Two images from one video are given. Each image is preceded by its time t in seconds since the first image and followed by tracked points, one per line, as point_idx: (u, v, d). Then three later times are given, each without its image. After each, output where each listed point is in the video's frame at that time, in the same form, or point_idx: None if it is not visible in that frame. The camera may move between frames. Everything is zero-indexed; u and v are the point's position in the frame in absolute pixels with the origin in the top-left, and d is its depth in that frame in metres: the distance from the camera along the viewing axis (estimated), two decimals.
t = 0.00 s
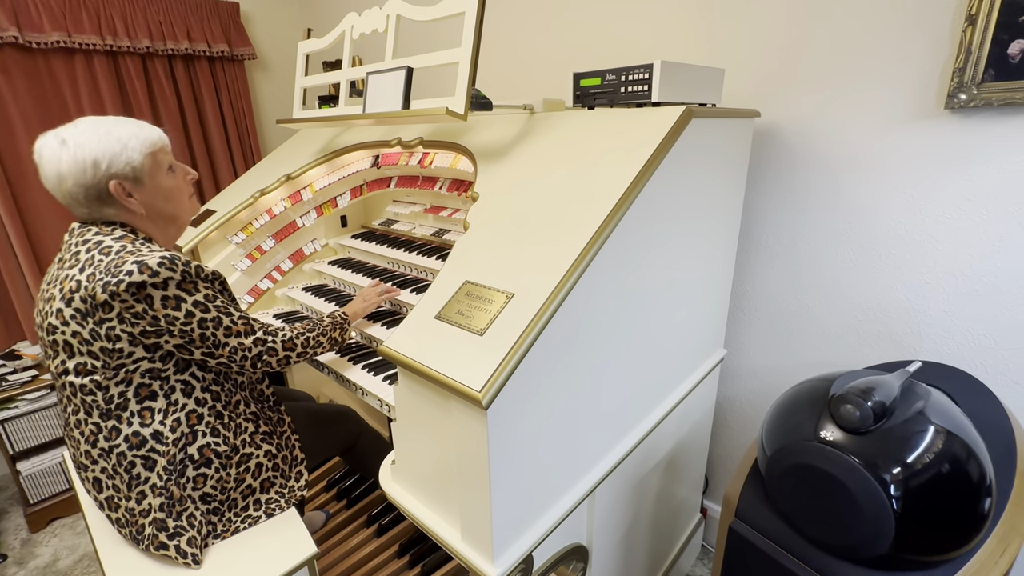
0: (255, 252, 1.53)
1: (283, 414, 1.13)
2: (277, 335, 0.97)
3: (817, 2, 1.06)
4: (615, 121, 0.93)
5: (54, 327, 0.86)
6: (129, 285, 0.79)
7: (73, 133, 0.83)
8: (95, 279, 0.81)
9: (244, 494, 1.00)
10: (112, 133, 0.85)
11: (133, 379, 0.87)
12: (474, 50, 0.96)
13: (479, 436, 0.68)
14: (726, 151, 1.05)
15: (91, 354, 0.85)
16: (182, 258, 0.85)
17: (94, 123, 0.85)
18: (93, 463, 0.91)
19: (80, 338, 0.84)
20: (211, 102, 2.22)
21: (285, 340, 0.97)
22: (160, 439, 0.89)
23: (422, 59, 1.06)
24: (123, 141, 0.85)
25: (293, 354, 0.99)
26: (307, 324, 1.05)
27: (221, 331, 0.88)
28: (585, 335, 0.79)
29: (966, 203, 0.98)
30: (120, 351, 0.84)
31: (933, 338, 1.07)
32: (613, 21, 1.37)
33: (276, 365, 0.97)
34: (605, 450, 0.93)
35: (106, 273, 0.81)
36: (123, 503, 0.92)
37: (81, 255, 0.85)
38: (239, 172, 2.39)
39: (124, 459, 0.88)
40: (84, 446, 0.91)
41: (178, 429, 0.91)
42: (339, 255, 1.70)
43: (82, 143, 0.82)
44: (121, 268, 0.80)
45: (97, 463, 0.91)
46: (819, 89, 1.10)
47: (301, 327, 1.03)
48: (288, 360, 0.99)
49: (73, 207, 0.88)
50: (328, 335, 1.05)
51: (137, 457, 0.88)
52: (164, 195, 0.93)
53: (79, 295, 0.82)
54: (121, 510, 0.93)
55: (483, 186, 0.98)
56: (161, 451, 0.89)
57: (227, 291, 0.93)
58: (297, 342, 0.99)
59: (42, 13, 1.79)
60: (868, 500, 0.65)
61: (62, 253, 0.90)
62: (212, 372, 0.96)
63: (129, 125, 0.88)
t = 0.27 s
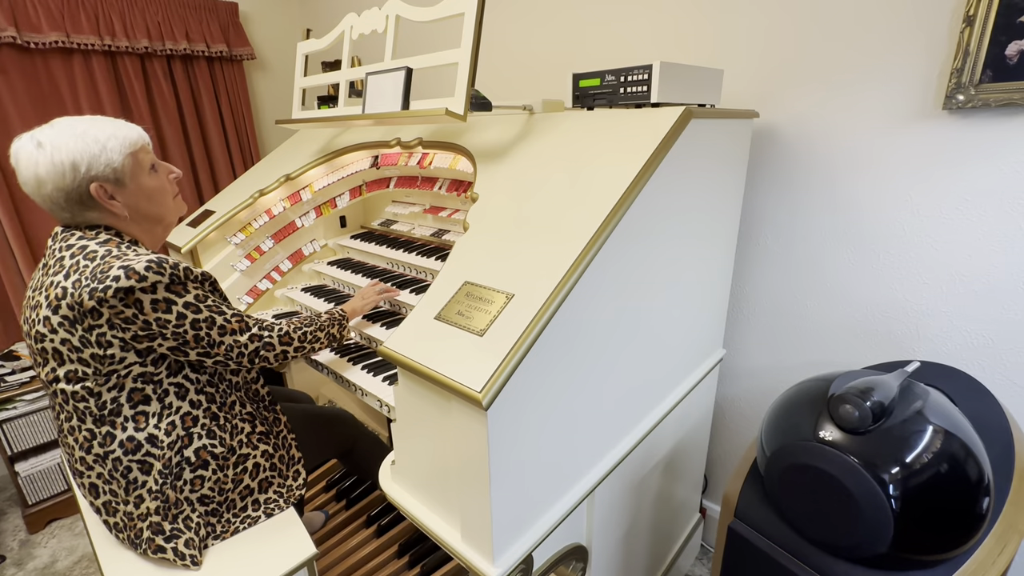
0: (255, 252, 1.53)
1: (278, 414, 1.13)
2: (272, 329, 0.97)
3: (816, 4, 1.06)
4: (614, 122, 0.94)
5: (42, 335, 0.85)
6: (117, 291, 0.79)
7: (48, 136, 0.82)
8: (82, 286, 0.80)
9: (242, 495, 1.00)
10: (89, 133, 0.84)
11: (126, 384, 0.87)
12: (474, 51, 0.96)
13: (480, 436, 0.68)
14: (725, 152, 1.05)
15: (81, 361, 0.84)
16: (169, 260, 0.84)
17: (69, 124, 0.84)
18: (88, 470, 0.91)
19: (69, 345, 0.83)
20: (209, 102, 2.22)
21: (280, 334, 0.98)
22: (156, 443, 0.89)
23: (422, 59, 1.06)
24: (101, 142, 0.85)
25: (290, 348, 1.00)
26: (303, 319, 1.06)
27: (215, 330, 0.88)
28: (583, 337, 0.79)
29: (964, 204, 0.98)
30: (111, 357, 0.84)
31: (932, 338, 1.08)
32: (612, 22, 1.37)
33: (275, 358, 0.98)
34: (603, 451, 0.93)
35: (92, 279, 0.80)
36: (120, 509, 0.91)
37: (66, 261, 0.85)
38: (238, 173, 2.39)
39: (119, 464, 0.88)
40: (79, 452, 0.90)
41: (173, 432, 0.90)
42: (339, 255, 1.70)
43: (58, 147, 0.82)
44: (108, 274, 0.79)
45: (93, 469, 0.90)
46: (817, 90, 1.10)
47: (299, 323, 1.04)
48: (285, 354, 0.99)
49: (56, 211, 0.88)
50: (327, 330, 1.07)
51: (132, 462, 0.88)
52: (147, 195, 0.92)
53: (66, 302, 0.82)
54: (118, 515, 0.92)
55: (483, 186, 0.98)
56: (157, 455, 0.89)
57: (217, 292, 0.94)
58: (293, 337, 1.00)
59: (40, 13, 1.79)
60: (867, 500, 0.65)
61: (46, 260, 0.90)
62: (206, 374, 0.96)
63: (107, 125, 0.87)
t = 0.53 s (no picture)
0: (255, 253, 1.53)
1: (278, 414, 1.13)
2: (274, 326, 0.97)
3: (816, 6, 1.06)
4: (615, 124, 0.94)
5: (40, 339, 0.85)
6: (115, 294, 0.79)
7: (40, 138, 0.82)
8: (80, 290, 0.80)
9: (244, 496, 1.00)
10: (80, 135, 0.84)
11: (126, 386, 0.87)
12: (475, 53, 0.96)
13: (482, 439, 0.68)
14: (726, 154, 1.06)
15: (81, 365, 0.84)
16: (167, 262, 0.84)
17: (60, 126, 0.84)
18: (88, 474, 0.91)
19: (68, 349, 0.83)
20: (209, 103, 2.22)
21: (282, 330, 0.98)
22: (156, 445, 0.89)
23: (423, 61, 1.06)
24: (93, 145, 0.84)
25: (292, 344, 0.99)
26: (305, 315, 1.05)
27: (215, 329, 0.88)
28: (585, 338, 0.79)
29: (963, 205, 0.98)
30: (111, 360, 0.84)
31: (932, 339, 1.08)
32: (613, 23, 1.37)
33: (276, 355, 0.97)
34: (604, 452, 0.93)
35: (90, 283, 0.80)
36: (122, 512, 0.92)
37: (63, 265, 0.84)
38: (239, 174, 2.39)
39: (120, 467, 0.88)
40: (79, 456, 0.90)
41: (174, 434, 0.91)
42: (339, 256, 1.71)
43: (49, 149, 0.81)
44: (106, 277, 0.79)
45: (93, 473, 0.90)
46: (817, 92, 1.10)
47: (300, 319, 1.04)
48: (288, 350, 0.99)
49: (49, 214, 0.88)
50: (328, 326, 1.06)
51: (133, 465, 0.88)
52: (141, 198, 0.92)
53: (64, 307, 0.82)
54: (119, 518, 0.93)
55: (484, 188, 0.98)
56: (157, 458, 0.89)
57: (216, 292, 0.94)
58: (295, 332, 1.00)
59: (40, 14, 1.79)
60: (869, 501, 0.66)
61: (41, 264, 0.90)
62: (206, 375, 0.96)
63: (99, 126, 0.87)
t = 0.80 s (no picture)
0: (255, 253, 1.53)
1: (278, 415, 1.13)
2: (277, 323, 0.97)
3: (815, 7, 1.07)
4: (615, 125, 0.94)
5: (41, 340, 0.85)
6: (117, 294, 0.79)
7: (41, 139, 0.82)
8: (82, 291, 0.80)
9: (244, 496, 1.00)
10: (82, 135, 0.84)
11: (127, 386, 0.87)
12: (476, 54, 0.96)
13: (484, 440, 0.68)
14: (725, 154, 1.06)
15: (82, 365, 0.84)
16: (169, 262, 0.84)
17: (62, 126, 0.84)
18: (89, 475, 0.91)
19: (70, 350, 0.83)
20: (208, 102, 2.22)
21: (285, 326, 0.98)
22: (157, 444, 0.89)
23: (423, 62, 1.06)
24: (94, 145, 0.84)
25: (295, 341, 0.99)
26: (307, 312, 1.05)
27: (218, 328, 0.88)
28: (585, 339, 0.79)
29: (962, 206, 0.99)
30: (113, 360, 0.84)
31: (931, 339, 1.08)
32: (613, 24, 1.37)
33: (279, 352, 0.97)
34: (604, 453, 0.93)
35: (92, 283, 0.80)
36: (123, 511, 0.92)
37: (64, 266, 0.84)
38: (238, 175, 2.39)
39: (121, 467, 0.88)
40: (80, 457, 0.90)
41: (175, 434, 0.91)
42: (338, 256, 1.71)
43: (50, 150, 0.81)
44: (108, 278, 0.79)
45: (94, 474, 0.90)
46: (817, 93, 1.10)
47: (302, 314, 1.04)
48: (291, 346, 0.98)
49: (50, 214, 0.87)
50: (330, 323, 1.06)
51: (134, 465, 0.88)
52: (142, 198, 0.92)
53: (66, 308, 0.81)
54: (120, 518, 0.93)
55: (484, 189, 0.98)
56: (159, 457, 0.89)
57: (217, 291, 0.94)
58: (297, 329, 0.99)
59: (39, 14, 1.78)
60: (868, 500, 0.66)
61: (42, 265, 0.90)
62: (207, 375, 0.96)
63: (100, 127, 0.87)
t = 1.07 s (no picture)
0: (255, 253, 1.53)
1: (280, 411, 1.13)
2: (285, 312, 0.97)
3: (814, 9, 1.07)
4: (615, 126, 0.94)
5: (51, 336, 0.84)
6: (132, 290, 0.79)
7: (79, 132, 0.83)
8: (95, 287, 0.80)
9: (247, 492, 1.01)
10: (118, 135, 0.85)
11: (137, 381, 0.87)
12: (476, 55, 0.96)
13: (486, 440, 0.69)
14: (725, 155, 1.06)
15: (94, 362, 0.84)
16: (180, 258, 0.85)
17: (98, 123, 0.85)
18: (96, 471, 0.91)
19: (82, 347, 0.83)
20: (208, 101, 2.22)
21: (293, 316, 0.98)
22: (167, 439, 0.89)
23: (424, 63, 1.07)
24: (127, 146, 0.85)
25: (303, 329, 1.00)
26: (313, 300, 1.06)
27: (229, 320, 0.89)
28: (585, 339, 0.80)
29: (960, 207, 0.99)
30: (126, 355, 0.84)
31: (929, 339, 1.09)
32: (612, 25, 1.38)
33: (287, 341, 0.98)
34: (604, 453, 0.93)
35: (106, 279, 0.80)
36: (132, 505, 0.92)
37: (75, 263, 0.84)
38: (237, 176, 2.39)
39: (130, 463, 0.88)
40: (87, 454, 0.90)
41: (183, 429, 0.91)
42: (338, 257, 1.71)
43: (85, 144, 0.82)
44: (122, 274, 0.80)
45: (101, 470, 0.90)
46: (815, 94, 1.11)
47: (307, 303, 1.04)
48: (300, 334, 0.99)
49: (61, 203, 0.86)
50: (335, 311, 1.06)
51: (143, 460, 0.89)
52: (160, 201, 0.93)
53: (79, 304, 0.81)
54: (129, 513, 0.93)
55: (484, 190, 0.99)
56: (168, 452, 0.89)
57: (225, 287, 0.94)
58: (304, 317, 1.00)
59: (38, 13, 1.78)
60: (867, 500, 0.66)
61: (51, 262, 0.89)
62: (214, 370, 0.96)
63: (135, 130, 0.88)
